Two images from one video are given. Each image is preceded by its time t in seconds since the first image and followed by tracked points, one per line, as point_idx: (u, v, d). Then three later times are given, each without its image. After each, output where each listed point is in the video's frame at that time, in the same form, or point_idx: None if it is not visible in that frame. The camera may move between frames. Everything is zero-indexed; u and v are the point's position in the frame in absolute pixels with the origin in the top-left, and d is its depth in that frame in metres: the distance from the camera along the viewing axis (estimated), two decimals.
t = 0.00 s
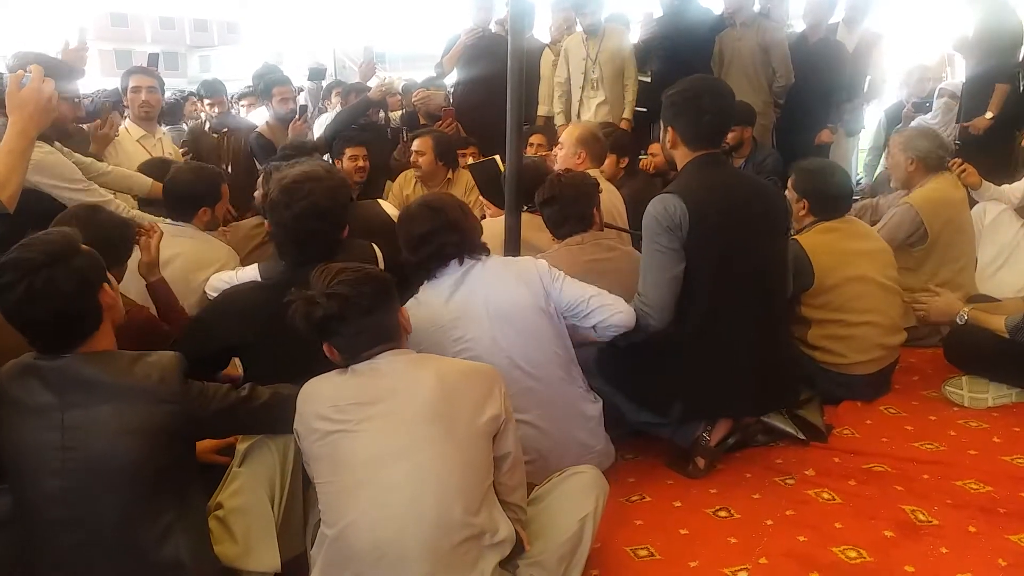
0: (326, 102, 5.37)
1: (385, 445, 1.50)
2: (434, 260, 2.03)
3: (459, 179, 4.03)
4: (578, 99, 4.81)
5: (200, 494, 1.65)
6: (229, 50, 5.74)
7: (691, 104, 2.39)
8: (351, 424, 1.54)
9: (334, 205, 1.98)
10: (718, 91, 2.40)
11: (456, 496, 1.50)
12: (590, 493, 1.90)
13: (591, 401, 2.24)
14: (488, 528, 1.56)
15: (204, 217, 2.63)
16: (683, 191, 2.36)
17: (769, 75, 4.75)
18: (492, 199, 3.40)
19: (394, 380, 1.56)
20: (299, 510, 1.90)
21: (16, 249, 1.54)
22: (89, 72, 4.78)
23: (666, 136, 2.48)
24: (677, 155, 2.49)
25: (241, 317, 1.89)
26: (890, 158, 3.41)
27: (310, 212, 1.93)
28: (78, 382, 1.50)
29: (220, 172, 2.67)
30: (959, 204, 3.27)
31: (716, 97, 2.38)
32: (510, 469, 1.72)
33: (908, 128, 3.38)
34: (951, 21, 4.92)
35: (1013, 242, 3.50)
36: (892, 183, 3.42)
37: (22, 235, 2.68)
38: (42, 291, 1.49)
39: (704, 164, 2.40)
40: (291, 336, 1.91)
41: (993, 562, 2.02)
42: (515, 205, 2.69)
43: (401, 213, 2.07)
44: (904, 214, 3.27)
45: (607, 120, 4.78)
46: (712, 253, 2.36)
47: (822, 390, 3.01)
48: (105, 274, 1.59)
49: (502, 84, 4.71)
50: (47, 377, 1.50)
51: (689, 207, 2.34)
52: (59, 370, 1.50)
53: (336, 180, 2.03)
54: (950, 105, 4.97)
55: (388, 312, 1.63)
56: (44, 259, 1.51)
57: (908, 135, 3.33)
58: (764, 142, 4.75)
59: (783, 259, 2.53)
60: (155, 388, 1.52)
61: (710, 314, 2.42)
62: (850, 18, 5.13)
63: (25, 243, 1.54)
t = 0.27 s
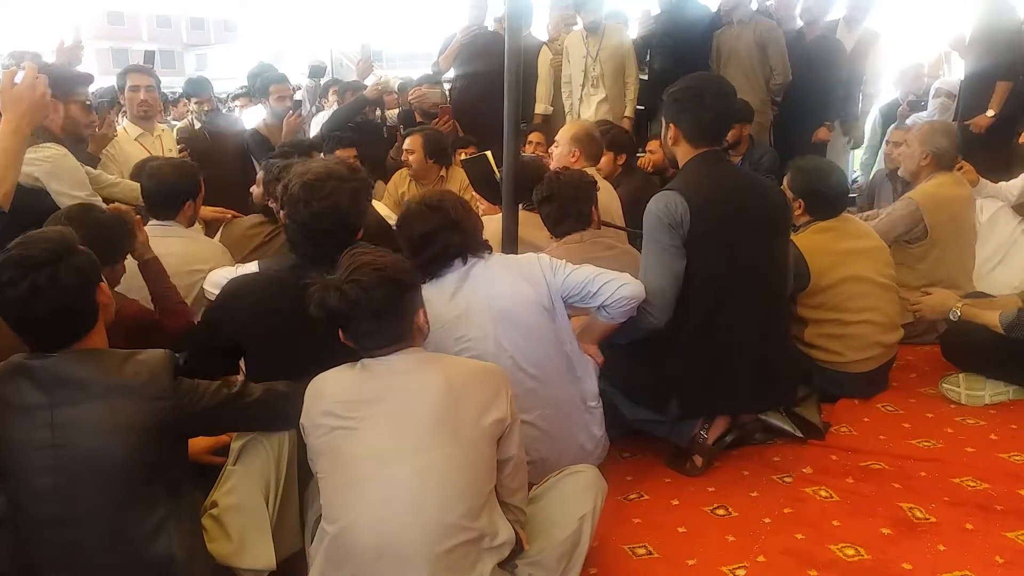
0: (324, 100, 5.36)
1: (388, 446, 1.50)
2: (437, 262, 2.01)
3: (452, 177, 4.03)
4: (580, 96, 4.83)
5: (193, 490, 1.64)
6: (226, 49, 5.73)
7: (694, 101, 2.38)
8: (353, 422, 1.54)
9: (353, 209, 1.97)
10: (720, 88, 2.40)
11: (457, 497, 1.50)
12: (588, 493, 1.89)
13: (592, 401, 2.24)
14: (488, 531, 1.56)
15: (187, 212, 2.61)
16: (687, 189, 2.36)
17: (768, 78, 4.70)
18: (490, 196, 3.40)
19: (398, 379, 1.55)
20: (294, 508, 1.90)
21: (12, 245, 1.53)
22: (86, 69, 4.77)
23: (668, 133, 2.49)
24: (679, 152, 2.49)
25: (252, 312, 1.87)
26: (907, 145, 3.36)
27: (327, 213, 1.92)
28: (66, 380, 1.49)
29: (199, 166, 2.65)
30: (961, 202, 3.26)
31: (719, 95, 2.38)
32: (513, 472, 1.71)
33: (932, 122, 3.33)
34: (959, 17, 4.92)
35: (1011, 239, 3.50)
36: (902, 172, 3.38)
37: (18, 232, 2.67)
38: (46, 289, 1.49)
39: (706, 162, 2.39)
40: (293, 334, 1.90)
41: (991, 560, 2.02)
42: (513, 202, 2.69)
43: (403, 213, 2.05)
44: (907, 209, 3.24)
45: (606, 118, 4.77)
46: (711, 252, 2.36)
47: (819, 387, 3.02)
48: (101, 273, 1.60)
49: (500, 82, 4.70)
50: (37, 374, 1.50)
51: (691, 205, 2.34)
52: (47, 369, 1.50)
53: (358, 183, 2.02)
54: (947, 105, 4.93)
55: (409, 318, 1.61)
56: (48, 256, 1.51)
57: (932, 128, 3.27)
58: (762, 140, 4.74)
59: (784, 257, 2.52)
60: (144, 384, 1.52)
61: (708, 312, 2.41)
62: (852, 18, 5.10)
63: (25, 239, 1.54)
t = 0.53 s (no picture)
0: (324, 99, 5.36)
1: (397, 446, 1.50)
2: (456, 259, 2.03)
3: (448, 176, 4.04)
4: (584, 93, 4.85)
5: (193, 488, 1.65)
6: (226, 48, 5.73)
7: (697, 100, 2.39)
8: (364, 419, 1.55)
9: (363, 210, 1.95)
10: (723, 87, 2.40)
11: (464, 498, 1.50)
12: (589, 492, 1.90)
13: (600, 401, 2.25)
14: (492, 535, 1.57)
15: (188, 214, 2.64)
16: (686, 188, 2.36)
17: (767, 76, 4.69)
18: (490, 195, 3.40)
19: (413, 378, 1.55)
20: (293, 508, 1.91)
21: (17, 243, 1.52)
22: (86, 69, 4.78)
23: (671, 131, 2.49)
24: (682, 151, 2.49)
25: (263, 316, 1.91)
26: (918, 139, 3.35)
27: (336, 217, 1.91)
28: (67, 379, 1.49)
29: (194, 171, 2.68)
30: (967, 202, 3.27)
31: (722, 94, 2.38)
32: (521, 476, 1.71)
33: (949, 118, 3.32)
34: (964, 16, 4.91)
35: (1011, 238, 3.50)
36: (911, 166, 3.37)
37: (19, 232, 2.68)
38: (51, 288, 1.49)
39: (708, 161, 2.40)
40: (297, 331, 1.93)
41: (991, 557, 2.03)
42: (513, 200, 2.69)
43: (421, 210, 2.07)
44: (911, 210, 3.26)
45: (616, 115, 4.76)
46: (715, 251, 2.37)
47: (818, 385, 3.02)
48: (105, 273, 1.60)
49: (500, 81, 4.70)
50: (38, 373, 1.50)
51: (691, 204, 2.34)
52: (48, 368, 1.50)
53: (367, 185, 2.01)
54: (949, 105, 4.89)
55: (424, 319, 1.60)
56: (55, 255, 1.51)
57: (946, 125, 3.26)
58: (762, 139, 4.74)
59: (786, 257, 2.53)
60: (144, 383, 1.52)
61: (709, 312, 2.42)
62: (855, 18, 5.08)
63: (31, 237, 1.52)
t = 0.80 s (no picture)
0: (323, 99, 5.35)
1: (399, 445, 1.50)
2: (467, 255, 2.03)
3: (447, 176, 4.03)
4: (586, 92, 4.85)
5: (198, 489, 1.64)
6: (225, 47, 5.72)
7: (699, 98, 2.38)
8: (366, 418, 1.54)
9: (374, 218, 1.96)
10: (725, 86, 2.39)
11: (464, 498, 1.49)
12: (591, 492, 1.90)
13: (603, 402, 2.23)
14: (493, 536, 1.56)
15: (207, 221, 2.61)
16: (689, 187, 2.35)
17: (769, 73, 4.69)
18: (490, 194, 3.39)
19: (415, 377, 1.55)
20: (299, 507, 1.89)
21: (44, 238, 1.54)
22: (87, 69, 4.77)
23: (672, 129, 2.48)
24: (683, 149, 2.48)
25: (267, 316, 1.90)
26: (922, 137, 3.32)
27: (347, 222, 1.91)
28: (76, 377, 1.48)
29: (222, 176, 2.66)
30: (969, 200, 3.26)
31: (723, 93, 2.37)
32: (523, 477, 1.70)
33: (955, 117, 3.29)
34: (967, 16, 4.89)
35: (1012, 237, 3.49)
36: (914, 165, 3.36)
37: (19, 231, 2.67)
38: (69, 286, 1.49)
39: (709, 161, 2.39)
40: (299, 333, 1.91)
41: (992, 557, 2.02)
42: (513, 199, 2.68)
43: (437, 206, 2.06)
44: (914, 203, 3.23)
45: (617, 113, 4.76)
46: (718, 250, 2.36)
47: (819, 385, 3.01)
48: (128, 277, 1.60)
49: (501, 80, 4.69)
50: (47, 370, 1.49)
51: (694, 203, 2.33)
52: (58, 365, 1.49)
53: (379, 191, 2.00)
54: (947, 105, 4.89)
55: (434, 313, 1.61)
56: (75, 253, 1.51)
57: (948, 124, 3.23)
58: (763, 138, 4.73)
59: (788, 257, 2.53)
60: (154, 384, 1.51)
61: (711, 311, 2.41)
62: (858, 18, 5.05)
63: (56, 233, 1.54)
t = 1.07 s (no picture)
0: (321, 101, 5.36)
1: (397, 447, 1.50)
2: (469, 255, 2.02)
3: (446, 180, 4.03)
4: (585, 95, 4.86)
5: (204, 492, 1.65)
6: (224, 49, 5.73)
7: (698, 99, 2.39)
8: (364, 420, 1.54)
9: (375, 223, 1.98)
10: (725, 88, 2.39)
11: (463, 500, 1.49)
12: (590, 494, 1.90)
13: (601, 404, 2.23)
14: (492, 537, 1.56)
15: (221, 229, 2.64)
16: (685, 189, 2.35)
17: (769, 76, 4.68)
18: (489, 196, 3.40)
19: (413, 379, 1.55)
20: (301, 517, 1.89)
21: (72, 238, 1.57)
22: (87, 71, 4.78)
23: (672, 131, 2.48)
24: (682, 151, 2.49)
25: (267, 319, 1.90)
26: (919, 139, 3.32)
27: (347, 227, 1.93)
28: (96, 377, 1.51)
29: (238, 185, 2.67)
30: (966, 201, 3.26)
31: (723, 95, 2.38)
32: (520, 478, 1.70)
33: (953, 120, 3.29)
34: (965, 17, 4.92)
35: (1010, 239, 3.50)
36: (912, 167, 3.36)
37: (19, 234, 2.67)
38: (101, 285, 1.53)
39: (707, 163, 2.39)
40: (299, 334, 1.91)
41: (991, 559, 2.02)
42: (512, 201, 2.69)
43: (441, 207, 2.03)
44: (913, 200, 3.22)
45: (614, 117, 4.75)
46: (717, 252, 2.37)
47: (818, 387, 3.01)
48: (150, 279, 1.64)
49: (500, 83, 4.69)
50: (66, 369, 1.51)
51: (692, 205, 2.33)
52: (79, 364, 1.51)
53: (379, 196, 2.02)
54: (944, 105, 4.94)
55: (433, 307, 1.63)
56: (108, 255, 1.55)
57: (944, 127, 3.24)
58: (762, 141, 4.74)
59: (787, 259, 2.53)
60: (171, 388, 1.52)
61: (709, 312, 2.41)
62: (855, 20, 5.02)
63: (87, 234, 1.58)
